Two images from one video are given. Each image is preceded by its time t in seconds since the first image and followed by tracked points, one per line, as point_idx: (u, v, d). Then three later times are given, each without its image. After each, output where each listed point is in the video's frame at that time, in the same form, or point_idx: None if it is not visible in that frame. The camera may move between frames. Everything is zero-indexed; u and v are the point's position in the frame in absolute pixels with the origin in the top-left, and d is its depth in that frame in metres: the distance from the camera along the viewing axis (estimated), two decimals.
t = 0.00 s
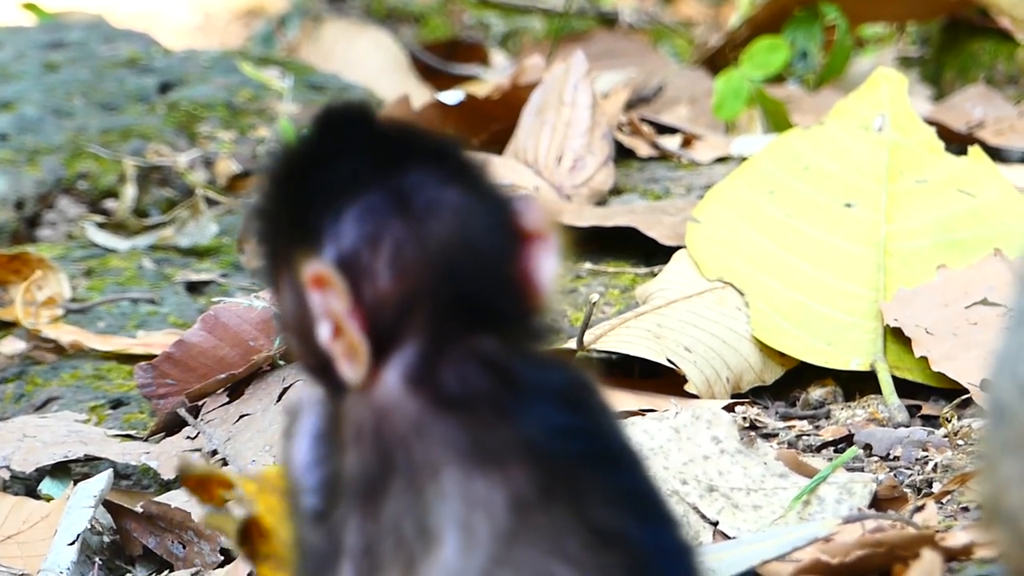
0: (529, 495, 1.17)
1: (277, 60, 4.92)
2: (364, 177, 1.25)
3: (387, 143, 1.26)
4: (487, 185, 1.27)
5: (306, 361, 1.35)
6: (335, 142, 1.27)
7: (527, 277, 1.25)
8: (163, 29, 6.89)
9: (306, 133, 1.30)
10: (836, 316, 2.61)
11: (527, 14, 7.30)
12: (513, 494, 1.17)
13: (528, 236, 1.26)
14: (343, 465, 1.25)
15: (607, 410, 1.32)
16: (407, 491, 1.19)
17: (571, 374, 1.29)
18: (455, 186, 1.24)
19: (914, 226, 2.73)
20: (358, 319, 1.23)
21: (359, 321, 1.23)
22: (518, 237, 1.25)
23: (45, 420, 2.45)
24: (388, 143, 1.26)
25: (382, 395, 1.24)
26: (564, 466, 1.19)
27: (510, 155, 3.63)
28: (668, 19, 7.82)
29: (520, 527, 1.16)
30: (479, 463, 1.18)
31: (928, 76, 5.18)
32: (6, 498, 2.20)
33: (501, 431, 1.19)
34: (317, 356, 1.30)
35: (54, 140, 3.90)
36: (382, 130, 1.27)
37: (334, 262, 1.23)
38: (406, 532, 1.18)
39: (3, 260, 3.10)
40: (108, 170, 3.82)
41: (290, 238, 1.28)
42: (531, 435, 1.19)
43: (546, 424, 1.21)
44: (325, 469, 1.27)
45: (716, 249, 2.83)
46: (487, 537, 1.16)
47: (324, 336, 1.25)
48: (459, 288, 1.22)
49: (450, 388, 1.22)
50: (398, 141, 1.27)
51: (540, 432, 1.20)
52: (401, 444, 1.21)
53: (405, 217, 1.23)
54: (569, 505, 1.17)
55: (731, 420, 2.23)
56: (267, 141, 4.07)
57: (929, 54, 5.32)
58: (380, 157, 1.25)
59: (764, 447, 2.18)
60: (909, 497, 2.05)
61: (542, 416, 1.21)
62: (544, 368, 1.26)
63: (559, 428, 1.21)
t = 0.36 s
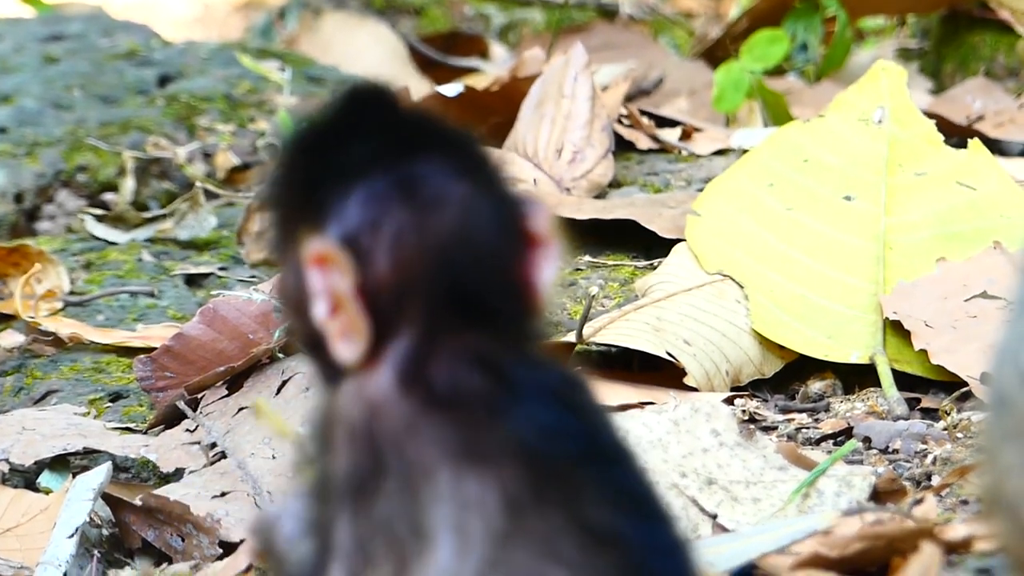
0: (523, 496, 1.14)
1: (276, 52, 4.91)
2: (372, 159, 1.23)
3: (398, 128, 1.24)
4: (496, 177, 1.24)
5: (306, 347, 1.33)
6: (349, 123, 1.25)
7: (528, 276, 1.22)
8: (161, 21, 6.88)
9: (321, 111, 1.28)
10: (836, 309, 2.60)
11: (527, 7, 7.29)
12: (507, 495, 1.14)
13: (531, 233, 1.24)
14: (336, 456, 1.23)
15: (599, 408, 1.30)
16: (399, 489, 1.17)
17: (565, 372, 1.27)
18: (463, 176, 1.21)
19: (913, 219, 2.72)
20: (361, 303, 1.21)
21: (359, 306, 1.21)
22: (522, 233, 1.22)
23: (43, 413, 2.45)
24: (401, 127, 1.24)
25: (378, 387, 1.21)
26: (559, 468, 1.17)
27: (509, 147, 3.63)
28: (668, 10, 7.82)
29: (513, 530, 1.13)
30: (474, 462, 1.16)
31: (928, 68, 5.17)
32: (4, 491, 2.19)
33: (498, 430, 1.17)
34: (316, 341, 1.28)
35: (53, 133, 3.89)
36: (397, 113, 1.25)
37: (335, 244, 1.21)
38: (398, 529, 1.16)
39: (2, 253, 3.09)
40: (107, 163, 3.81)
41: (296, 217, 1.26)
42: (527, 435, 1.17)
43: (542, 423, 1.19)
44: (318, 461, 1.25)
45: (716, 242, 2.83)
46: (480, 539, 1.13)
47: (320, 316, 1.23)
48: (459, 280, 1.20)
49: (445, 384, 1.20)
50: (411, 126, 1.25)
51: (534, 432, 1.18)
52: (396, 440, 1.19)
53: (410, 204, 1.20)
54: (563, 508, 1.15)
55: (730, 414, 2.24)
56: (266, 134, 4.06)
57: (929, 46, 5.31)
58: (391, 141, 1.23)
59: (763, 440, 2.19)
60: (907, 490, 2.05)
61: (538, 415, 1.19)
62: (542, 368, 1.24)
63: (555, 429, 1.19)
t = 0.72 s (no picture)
0: (520, 488, 1.14)
1: (277, 43, 4.91)
2: (362, 157, 1.23)
3: (386, 124, 1.25)
4: (483, 174, 1.26)
5: (294, 345, 1.33)
6: (336, 118, 1.26)
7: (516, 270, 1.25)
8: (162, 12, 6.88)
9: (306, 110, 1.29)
10: (835, 301, 2.60)
11: None
12: (504, 487, 1.14)
13: (519, 228, 1.26)
14: (331, 453, 1.23)
15: (592, 398, 1.31)
16: (396, 485, 1.17)
17: (555, 363, 1.28)
18: (452, 173, 1.23)
19: (913, 211, 2.72)
20: (357, 300, 1.21)
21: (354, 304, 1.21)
22: (509, 229, 1.24)
23: (43, 404, 2.45)
24: (389, 124, 1.25)
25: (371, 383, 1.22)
26: (555, 459, 1.17)
27: (509, 139, 3.63)
28: (669, 2, 7.82)
29: (512, 521, 1.13)
30: (470, 455, 1.16)
31: (928, 61, 5.17)
32: (4, 481, 2.19)
33: (493, 423, 1.17)
34: (308, 339, 1.28)
35: (53, 124, 3.89)
36: (384, 109, 1.26)
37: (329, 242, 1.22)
38: (397, 524, 1.16)
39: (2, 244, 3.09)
40: (107, 154, 3.81)
41: (284, 215, 1.27)
42: (521, 427, 1.17)
43: (535, 415, 1.19)
44: (314, 458, 1.25)
45: (716, 234, 2.83)
46: (477, 531, 1.13)
47: (314, 314, 1.22)
48: (450, 275, 1.21)
49: (439, 379, 1.20)
50: (399, 122, 1.26)
51: (528, 423, 1.18)
52: (391, 434, 1.19)
53: (404, 202, 1.22)
54: (559, 499, 1.15)
55: (730, 406, 2.23)
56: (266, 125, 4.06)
57: (929, 38, 5.31)
58: (380, 137, 1.24)
59: (763, 431, 2.19)
60: (907, 482, 2.04)
61: (532, 408, 1.19)
62: (534, 361, 1.24)
63: (549, 421, 1.19)
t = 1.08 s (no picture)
0: (537, 476, 1.14)
1: (290, 38, 4.92)
2: (380, 152, 1.23)
3: (405, 120, 1.25)
4: (503, 168, 1.26)
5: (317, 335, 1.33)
6: (355, 117, 1.25)
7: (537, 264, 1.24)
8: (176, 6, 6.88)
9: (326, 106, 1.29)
10: (849, 297, 2.60)
11: None
12: (521, 476, 1.14)
13: (539, 221, 1.25)
14: (350, 446, 1.23)
15: (611, 391, 1.31)
16: (413, 475, 1.17)
17: (575, 353, 1.28)
18: (472, 167, 1.23)
19: (926, 207, 2.72)
20: (374, 298, 1.21)
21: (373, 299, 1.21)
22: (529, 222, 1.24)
23: (57, 397, 2.46)
24: (407, 118, 1.25)
25: (388, 377, 1.22)
26: (571, 448, 1.17)
27: (523, 133, 3.63)
28: None
29: (529, 511, 1.13)
30: (487, 445, 1.16)
31: (941, 57, 5.15)
32: (19, 474, 2.20)
33: (510, 414, 1.17)
34: (326, 333, 1.28)
35: (67, 117, 3.89)
36: (403, 106, 1.26)
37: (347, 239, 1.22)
38: (415, 514, 1.16)
39: (16, 237, 3.10)
40: (121, 147, 3.81)
41: (302, 212, 1.27)
42: (538, 416, 1.18)
43: (552, 405, 1.19)
44: (335, 450, 1.25)
45: (730, 229, 2.83)
46: (493, 517, 1.13)
47: (333, 311, 1.23)
48: (470, 266, 1.21)
49: (458, 369, 1.20)
50: (417, 116, 1.25)
51: (545, 414, 1.18)
52: (408, 424, 1.19)
53: (424, 194, 1.21)
54: (575, 486, 1.15)
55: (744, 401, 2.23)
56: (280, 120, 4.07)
57: (942, 34, 5.29)
58: (398, 134, 1.24)
59: (777, 427, 2.19)
60: (921, 479, 2.04)
61: (550, 398, 1.19)
62: (554, 353, 1.24)
63: (567, 411, 1.19)
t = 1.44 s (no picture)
0: (539, 476, 1.13)
1: (302, 34, 4.92)
2: (387, 154, 1.24)
3: (414, 121, 1.25)
4: (511, 173, 1.26)
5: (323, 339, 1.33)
6: (363, 116, 1.26)
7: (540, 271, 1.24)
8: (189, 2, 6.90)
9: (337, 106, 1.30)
10: (861, 294, 2.59)
11: None
12: (522, 475, 1.13)
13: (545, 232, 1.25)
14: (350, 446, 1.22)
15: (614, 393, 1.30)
16: (414, 474, 1.15)
17: (579, 355, 1.27)
18: (478, 172, 1.23)
19: (938, 203, 2.70)
20: (376, 296, 1.22)
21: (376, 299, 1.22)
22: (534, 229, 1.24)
23: (68, 394, 2.46)
24: (418, 119, 1.26)
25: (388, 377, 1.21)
26: (575, 449, 1.15)
27: (534, 130, 3.62)
28: None
29: (530, 510, 1.11)
30: (488, 445, 1.15)
31: (953, 53, 5.13)
32: (30, 471, 2.20)
33: (513, 415, 1.16)
34: (329, 335, 1.29)
35: (79, 113, 3.90)
36: (413, 106, 1.27)
37: (351, 238, 1.22)
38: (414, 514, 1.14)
39: (27, 234, 3.10)
40: (133, 144, 3.82)
41: (311, 212, 1.27)
42: (540, 416, 1.16)
43: (554, 407, 1.18)
44: (339, 450, 1.25)
45: (741, 225, 2.82)
46: (494, 516, 1.11)
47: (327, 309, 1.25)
48: (472, 266, 1.21)
49: (459, 369, 1.19)
50: (429, 117, 1.26)
51: (547, 415, 1.17)
52: (409, 424, 1.18)
53: (427, 194, 1.21)
54: (578, 485, 1.13)
55: (755, 398, 2.23)
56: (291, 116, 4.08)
57: (955, 31, 5.27)
58: (406, 134, 1.25)
59: (788, 423, 2.18)
60: (932, 475, 2.03)
61: (553, 400, 1.18)
62: (560, 356, 1.23)
63: (571, 413, 1.18)
